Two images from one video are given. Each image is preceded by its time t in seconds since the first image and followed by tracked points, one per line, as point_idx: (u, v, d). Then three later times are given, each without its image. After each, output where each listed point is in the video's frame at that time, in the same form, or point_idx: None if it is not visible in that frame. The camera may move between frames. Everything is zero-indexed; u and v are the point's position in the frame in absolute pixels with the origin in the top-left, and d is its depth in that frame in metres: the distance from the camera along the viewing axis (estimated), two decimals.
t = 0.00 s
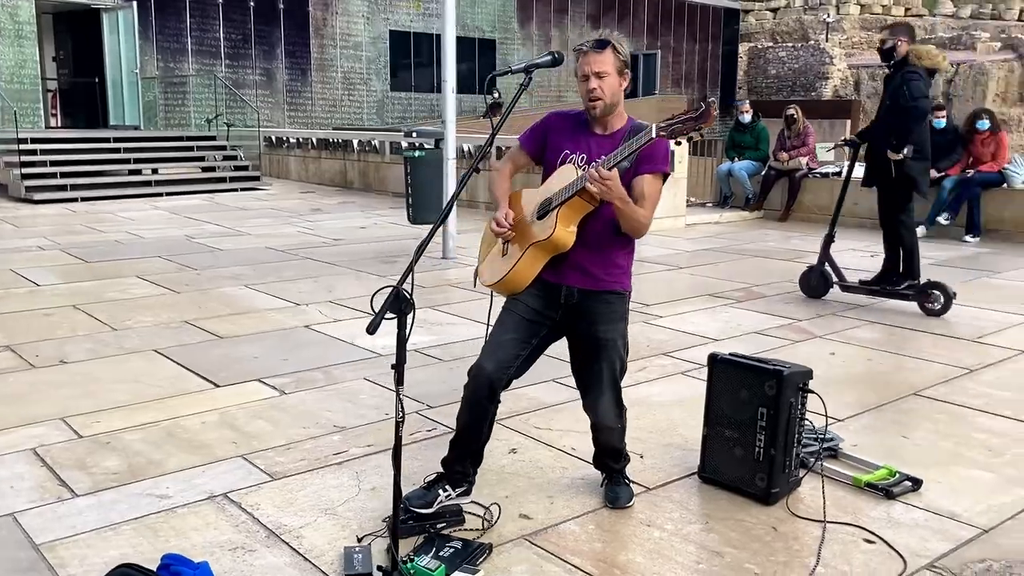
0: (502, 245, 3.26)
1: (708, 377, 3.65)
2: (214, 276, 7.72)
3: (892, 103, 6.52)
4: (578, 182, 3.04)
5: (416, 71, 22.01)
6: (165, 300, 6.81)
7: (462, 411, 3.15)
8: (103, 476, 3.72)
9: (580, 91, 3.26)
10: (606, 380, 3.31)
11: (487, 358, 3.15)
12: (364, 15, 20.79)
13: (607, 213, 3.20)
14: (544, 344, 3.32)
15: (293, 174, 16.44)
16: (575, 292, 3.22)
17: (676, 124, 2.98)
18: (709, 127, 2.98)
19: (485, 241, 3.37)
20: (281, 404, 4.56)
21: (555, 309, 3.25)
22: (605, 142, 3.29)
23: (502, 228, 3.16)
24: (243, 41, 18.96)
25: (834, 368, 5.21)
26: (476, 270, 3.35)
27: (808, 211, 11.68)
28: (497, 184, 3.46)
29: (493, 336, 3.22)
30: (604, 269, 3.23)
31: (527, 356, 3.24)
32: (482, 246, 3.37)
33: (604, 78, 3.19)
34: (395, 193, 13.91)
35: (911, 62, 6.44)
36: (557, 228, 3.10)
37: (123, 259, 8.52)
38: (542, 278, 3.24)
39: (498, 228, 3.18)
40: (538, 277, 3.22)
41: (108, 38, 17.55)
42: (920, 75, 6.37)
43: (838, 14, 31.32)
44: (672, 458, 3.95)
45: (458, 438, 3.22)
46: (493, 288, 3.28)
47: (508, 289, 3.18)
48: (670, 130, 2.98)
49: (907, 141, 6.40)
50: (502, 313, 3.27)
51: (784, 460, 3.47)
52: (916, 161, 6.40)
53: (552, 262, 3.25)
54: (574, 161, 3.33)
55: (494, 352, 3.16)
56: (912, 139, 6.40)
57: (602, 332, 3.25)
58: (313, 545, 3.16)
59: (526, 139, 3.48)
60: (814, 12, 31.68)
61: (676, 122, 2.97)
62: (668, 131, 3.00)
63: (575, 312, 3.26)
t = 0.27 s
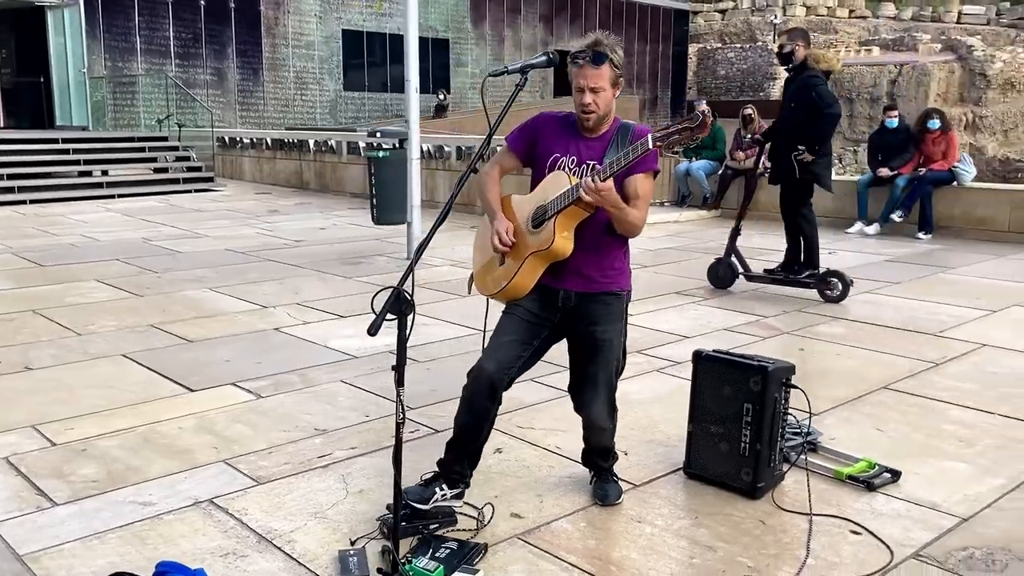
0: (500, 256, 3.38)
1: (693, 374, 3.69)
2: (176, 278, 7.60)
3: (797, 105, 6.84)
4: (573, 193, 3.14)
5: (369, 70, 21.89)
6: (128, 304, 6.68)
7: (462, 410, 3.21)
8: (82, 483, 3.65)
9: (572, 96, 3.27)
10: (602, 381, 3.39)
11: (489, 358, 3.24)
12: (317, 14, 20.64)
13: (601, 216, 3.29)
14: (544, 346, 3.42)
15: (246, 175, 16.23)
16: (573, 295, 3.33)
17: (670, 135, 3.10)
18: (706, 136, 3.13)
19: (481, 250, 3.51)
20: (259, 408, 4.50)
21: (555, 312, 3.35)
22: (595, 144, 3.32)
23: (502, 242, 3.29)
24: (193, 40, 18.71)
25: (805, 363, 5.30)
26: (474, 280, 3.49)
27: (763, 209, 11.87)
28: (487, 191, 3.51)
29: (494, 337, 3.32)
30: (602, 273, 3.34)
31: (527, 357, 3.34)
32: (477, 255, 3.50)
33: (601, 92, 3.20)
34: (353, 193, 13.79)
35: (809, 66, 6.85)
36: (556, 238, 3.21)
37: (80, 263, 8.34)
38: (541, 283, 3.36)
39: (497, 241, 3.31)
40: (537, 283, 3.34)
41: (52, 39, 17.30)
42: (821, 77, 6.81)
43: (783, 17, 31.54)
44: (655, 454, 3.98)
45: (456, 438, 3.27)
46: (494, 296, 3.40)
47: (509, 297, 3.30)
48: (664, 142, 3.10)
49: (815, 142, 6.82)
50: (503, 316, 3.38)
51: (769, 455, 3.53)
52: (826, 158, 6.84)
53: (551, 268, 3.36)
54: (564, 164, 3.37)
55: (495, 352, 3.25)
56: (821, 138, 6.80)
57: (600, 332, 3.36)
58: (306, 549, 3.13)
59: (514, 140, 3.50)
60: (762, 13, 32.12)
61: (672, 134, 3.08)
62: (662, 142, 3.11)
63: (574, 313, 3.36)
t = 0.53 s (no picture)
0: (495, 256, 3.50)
1: (680, 370, 3.75)
2: (140, 282, 7.48)
3: (713, 113, 6.91)
4: (563, 202, 3.21)
5: (322, 71, 21.73)
6: (93, 308, 6.56)
7: (461, 409, 3.28)
8: (66, 490, 3.59)
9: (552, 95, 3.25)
10: (595, 375, 3.46)
11: (489, 358, 3.31)
12: (269, 14, 20.45)
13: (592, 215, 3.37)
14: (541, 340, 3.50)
15: (201, 177, 16.00)
16: (569, 291, 3.41)
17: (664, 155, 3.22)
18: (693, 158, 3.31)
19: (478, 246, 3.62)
20: (240, 412, 4.47)
21: (551, 308, 3.44)
22: (577, 142, 3.31)
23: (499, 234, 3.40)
24: (143, 40, 18.40)
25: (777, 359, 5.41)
26: (472, 277, 3.62)
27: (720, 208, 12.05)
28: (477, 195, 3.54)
29: (493, 336, 3.40)
30: (595, 268, 3.44)
31: (525, 354, 3.42)
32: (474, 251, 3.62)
33: (575, 72, 3.19)
34: (311, 194, 13.66)
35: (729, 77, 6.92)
36: (549, 244, 3.30)
37: (38, 267, 8.16)
38: (536, 281, 3.44)
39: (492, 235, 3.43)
40: (533, 281, 3.43)
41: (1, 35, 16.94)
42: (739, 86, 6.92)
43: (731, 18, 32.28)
44: (641, 451, 4.04)
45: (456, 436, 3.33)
46: (491, 295, 3.51)
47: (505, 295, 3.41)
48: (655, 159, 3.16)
49: (727, 147, 7.00)
50: (501, 315, 3.46)
51: (755, 448, 3.60)
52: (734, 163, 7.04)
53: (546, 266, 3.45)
54: (551, 167, 3.37)
55: (496, 352, 3.33)
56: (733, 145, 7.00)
57: (595, 326, 3.44)
58: (304, 551, 3.12)
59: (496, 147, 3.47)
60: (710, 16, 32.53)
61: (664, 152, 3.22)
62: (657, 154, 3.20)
63: (569, 310, 3.45)
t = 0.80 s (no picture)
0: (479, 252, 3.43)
1: (667, 369, 3.81)
2: (104, 286, 7.35)
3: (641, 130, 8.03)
4: (559, 202, 3.21)
5: (276, 71, 21.54)
6: (59, 313, 6.44)
7: (455, 410, 3.26)
8: (53, 498, 3.53)
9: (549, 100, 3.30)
10: (591, 369, 3.49)
11: (482, 357, 3.28)
12: (222, 14, 20.20)
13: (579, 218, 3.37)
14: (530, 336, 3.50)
15: (155, 179, 15.75)
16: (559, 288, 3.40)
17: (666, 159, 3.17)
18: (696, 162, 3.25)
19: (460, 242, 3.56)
20: (224, 416, 4.43)
21: (540, 305, 3.42)
22: (572, 146, 3.38)
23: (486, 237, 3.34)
24: (93, 40, 18.06)
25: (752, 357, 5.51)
26: (451, 272, 3.54)
27: (680, 208, 12.19)
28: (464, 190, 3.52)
29: (483, 336, 3.36)
30: (583, 264, 3.44)
31: (516, 352, 3.39)
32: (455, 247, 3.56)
33: (572, 89, 3.23)
34: (269, 196, 13.52)
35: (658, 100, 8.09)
36: (540, 243, 3.27)
37: None
38: (524, 278, 3.40)
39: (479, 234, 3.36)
40: (521, 279, 3.39)
41: None
42: (664, 110, 7.99)
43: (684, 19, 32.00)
44: (628, 448, 4.10)
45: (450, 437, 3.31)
46: (475, 292, 3.45)
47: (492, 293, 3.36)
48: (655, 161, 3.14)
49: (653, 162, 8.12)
50: (489, 314, 3.41)
51: (743, 444, 3.67)
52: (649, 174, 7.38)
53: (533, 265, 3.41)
54: (544, 165, 3.43)
55: (487, 351, 3.29)
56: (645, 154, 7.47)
57: (585, 322, 3.45)
58: (305, 553, 3.12)
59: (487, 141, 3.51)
60: (662, 18, 32.77)
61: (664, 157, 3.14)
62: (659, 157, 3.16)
63: (559, 305, 3.44)
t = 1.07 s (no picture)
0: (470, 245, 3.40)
1: (653, 367, 3.85)
2: (65, 291, 7.20)
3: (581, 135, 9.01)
4: (549, 186, 3.17)
5: (228, 71, 21.30)
6: (22, 319, 6.30)
7: (444, 410, 3.25)
8: (36, 508, 3.46)
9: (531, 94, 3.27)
10: (577, 372, 3.46)
11: (472, 358, 3.25)
12: (172, 15, 19.90)
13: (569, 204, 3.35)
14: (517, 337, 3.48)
15: (107, 182, 15.46)
16: (547, 289, 3.39)
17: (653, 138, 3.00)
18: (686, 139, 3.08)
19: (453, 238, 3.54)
20: (203, 421, 4.38)
21: (528, 306, 3.40)
22: (558, 137, 3.32)
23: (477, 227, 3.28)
24: (40, 38, 17.88)
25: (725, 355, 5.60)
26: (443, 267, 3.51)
27: (640, 209, 12.29)
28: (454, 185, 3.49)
29: (472, 335, 3.33)
30: (571, 265, 3.42)
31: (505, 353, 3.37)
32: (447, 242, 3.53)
33: (557, 78, 3.21)
34: (226, 198, 13.35)
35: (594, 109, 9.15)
36: (532, 231, 3.25)
37: None
38: (513, 277, 3.39)
39: (468, 224, 3.31)
40: (510, 276, 3.38)
41: None
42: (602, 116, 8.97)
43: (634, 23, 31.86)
44: (613, 447, 4.13)
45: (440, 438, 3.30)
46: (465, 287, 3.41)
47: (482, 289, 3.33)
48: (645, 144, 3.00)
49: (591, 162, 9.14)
50: (478, 313, 3.39)
51: (730, 440, 3.72)
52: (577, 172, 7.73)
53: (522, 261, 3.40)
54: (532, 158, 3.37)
55: (477, 351, 3.27)
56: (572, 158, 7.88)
57: (572, 325, 3.41)
58: (301, 558, 3.09)
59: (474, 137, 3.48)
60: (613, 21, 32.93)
61: (656, 136, 2.97)
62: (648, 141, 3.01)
63: (547, 307, 3.42)
